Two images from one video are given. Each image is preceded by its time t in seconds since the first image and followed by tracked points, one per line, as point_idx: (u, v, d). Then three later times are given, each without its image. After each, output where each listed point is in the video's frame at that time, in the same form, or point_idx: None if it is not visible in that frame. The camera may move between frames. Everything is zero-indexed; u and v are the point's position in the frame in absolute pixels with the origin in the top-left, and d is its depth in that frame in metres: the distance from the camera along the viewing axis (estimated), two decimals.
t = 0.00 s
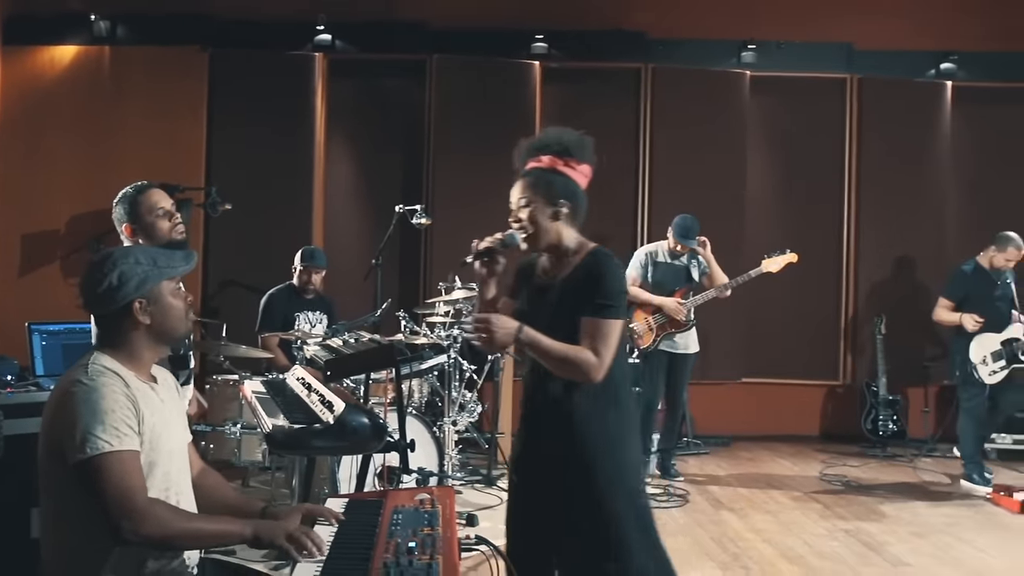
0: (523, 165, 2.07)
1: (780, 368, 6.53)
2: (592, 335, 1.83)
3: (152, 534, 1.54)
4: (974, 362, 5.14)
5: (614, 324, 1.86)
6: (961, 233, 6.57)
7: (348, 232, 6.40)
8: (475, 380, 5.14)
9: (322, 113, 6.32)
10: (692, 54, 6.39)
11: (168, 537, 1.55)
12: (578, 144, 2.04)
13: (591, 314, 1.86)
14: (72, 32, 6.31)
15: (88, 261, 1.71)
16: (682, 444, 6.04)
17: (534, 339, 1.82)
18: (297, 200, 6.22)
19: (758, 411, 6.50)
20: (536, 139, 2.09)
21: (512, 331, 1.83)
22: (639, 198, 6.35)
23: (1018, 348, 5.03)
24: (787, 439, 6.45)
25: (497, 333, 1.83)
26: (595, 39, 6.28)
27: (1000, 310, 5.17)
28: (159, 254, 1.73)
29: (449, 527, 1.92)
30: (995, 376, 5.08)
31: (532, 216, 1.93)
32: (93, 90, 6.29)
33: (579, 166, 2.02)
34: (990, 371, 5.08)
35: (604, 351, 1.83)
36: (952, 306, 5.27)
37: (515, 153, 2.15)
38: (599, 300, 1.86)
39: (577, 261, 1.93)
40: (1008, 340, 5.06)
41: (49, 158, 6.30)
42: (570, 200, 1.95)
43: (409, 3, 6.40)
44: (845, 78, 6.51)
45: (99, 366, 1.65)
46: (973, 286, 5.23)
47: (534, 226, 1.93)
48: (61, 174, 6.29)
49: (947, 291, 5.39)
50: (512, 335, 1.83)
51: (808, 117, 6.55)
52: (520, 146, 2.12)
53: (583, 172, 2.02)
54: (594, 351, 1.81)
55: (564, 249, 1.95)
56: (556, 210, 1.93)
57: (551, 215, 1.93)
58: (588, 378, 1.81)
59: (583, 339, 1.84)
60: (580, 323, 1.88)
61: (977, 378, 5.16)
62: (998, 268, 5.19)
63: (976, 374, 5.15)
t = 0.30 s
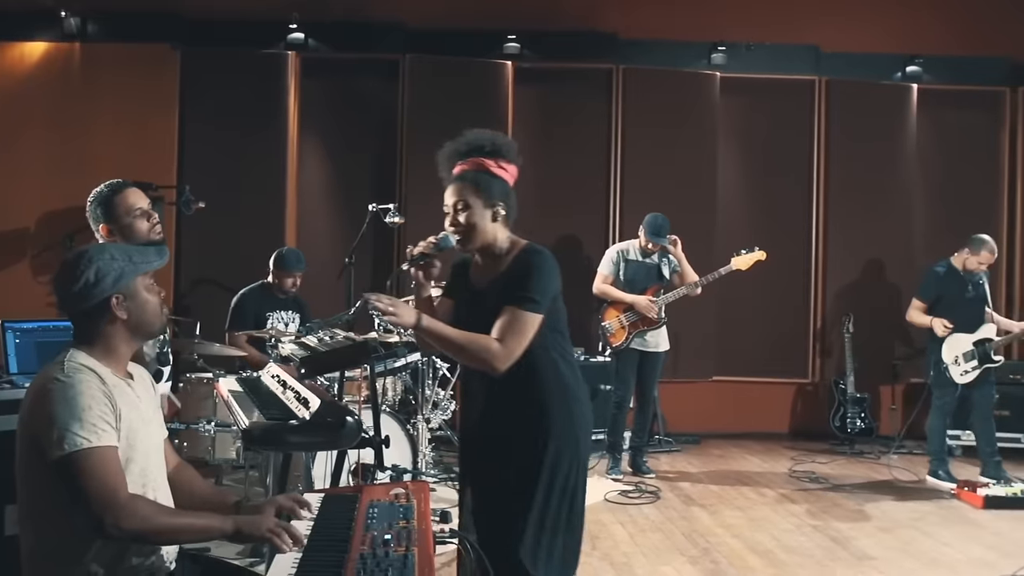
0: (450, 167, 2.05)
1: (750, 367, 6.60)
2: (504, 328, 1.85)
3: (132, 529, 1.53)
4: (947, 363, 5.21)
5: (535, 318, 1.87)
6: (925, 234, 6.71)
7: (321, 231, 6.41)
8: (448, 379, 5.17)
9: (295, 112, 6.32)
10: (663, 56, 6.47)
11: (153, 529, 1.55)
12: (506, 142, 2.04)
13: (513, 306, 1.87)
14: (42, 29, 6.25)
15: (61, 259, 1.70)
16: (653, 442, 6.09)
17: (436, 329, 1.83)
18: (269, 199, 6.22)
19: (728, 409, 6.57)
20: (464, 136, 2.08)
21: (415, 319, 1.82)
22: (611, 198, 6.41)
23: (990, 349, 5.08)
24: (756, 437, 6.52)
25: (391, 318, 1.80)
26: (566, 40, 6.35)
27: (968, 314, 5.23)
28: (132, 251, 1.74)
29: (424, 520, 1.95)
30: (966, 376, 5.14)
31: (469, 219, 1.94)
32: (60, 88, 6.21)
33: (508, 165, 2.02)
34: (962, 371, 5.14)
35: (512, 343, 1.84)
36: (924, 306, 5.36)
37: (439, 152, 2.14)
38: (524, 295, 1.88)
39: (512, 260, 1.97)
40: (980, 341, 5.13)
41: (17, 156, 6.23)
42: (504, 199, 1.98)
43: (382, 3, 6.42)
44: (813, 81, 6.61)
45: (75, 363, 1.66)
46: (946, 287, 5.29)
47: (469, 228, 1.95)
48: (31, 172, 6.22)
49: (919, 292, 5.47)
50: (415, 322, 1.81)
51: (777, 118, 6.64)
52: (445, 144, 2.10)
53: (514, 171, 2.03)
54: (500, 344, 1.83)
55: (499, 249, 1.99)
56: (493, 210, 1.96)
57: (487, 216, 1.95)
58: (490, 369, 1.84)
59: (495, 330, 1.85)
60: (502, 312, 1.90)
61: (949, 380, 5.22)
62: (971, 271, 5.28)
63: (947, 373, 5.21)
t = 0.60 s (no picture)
0: (414, 174, 2.09)
1: (726, 366, 6.67)
2: (464, 341, 1.92)
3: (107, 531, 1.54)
4: (930, 361, 5.26)
5: (497, 332, 1.93)
6: (897, 233, 6.82)
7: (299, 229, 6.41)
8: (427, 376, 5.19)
9: (272, 110, 6.31)
10: (639, 57, 6.53)
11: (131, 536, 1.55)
12: (469, 148, 2.08)
13: (474, 321, 1.93)
14: (16, 24, 6.19)
15: (73, 244, 1.72)
16: (630, 439, 6.15)
17: (394, 339, 1.88)
18: (247, 197, 6.22)
19: (703, 407, 6.65)
20: (429, 143, 2.12)
21: (372, 328, 1.87)
22: (588, 198, 6.46)
23: (975, 349, 5.11)
24: (731, 434, 6.60)
25: (348, 328, 1.87)
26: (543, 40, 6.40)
27: (952, 314, 5.33)
28: (132, 259, 1.72)
29: (408, 514, 1.98)
30: (949, 375, 5.18)
31: (429, 228, 2.00)
32: (34, 81, 6.10)
33: (473, 172, 2.05)
34: (945, 369, 5.18)
35: (470, 358, 1.91)
36: (911, 304, 5.51)
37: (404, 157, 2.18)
38: (485, 309, 1.93)
39: (477, 267, 2.04)
40: (964, 341, 5.15)
41: None
42: (466, 208, 2.02)
43: (361, 2, 6.44)
44: (787, 83, 6.70)
45: (56, 361, 1.65)
46: (935, 285, 5.40)
47: (432, 238, 2.01)
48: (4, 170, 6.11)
49: (909, 288, 5.59)
50: (372, 333, 1.87)
51: (752, 118, 6.71)
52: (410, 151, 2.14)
53: (478, 178, 2.07)
54: (457, 357, 1.91)
55: (462, 256, 2.05)
56: (453, 220, 2.00)
57: (447, 225, 2.00)
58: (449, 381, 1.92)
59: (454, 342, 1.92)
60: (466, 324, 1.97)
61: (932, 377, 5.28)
62: (961, 271, 5.32)
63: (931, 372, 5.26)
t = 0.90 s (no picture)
0: (403, 187, 2.11)
1: (709, 364, 6.73)
2: (461, 353, 1.95)
3: (104, 532, 1.56)
4: (928, 355, 5.35)
5: (488, 344, 1.96)
6: (877, 233, 6.90)
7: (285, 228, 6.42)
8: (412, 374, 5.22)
9: (256, 109, 6.32)
10: (623, 57, 6.58)
11: (128, 538, 1.57)
12: (456, 162, 2.11)
13: (467, 334, 1.95)
14: None
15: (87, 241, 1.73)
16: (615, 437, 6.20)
17: (397, 353, 1.91)
18: (232, 195, 6.22)
19: (686, 405, 6.71)
20: (417, 156, 2.14)
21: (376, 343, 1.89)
22: (573, 197, 6.51)
23: (974, 348, 5.23)
24: (714, 431, 6.67)
25: (352, 344, 1.87)
26: (528, 41, 6.44)
27: (954, 313, 5.40)
28: (131, 263, 1.70)
29: (403, 510, 2.01)
30: (947, 370, 5.28)
31: (420, 242, 2.00)
32: (15, 78, 6.09)
33: (460, 187, 2.09)
34: (943, 364, 5.28)
35: (466, 368, 1.95)
36: (915, 300, 5.55)
37: (391, 171, 2.19)
38: (477, 322, 1.95)
39: (467, 279, 2.05)
40: (964, 340, 5.26)
41: None
42: (456, 221, 2.04)
43: (345, 1, 6.45)
44: (769, 84, 6.77)
45: (49, 361, 1.66)
46: (939, 282, 5.45)
47: (421, 252, 2.01)
48: None
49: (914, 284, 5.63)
50: (376, 347, 1.89)
51: (734, 119, 6.77)
52: (397, 164, 2.16)
53: (465, 192, 2.10)
54: (455, 369, 1.94)
55: (451, 268, 2.06)
56: (444, 234, 2.02)
57: (438, 239, 2.01)
58: (447, 393, 1.95)
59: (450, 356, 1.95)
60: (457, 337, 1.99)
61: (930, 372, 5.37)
62: (966, 273, 5.38)
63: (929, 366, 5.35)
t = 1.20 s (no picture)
0: (404, 195, 2.14)
1: (697, 361, 6.79)
2: (460, 353, 1.98)
3: (113, 531, 1.55)
4: (927, 350, 5.43)
5: (488, 345, 1.99)
6: (865, 233, 6.97)
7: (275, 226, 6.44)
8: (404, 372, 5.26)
9: (247, 108, 6.32)
10: (614, 58, 6.63)
11: (145, 536, 1.58)
12: (457, 169, 2.14)
13: (467, 335, 1.98)
14: None
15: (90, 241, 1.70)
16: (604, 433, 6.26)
17: (399, 347, 1.94)
18: (222, 194, 6.24)
19: (674, 402, 6.77)
20: (414, 166, 2.16)
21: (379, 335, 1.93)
22: (564, 197, 6.55)
23: (971, 346, 5.32)
24: (701, 428, 6.73)
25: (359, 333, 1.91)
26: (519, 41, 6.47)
27: (953, 309, 5.48)
28: (141, 264, 1.69)
29: (407, 507, 2.05)
30: (945, 366, 5.35)
31: (424, 249, 2.03)
32: (4, 77, 6.10)
33: (461, 194, 2.12)
34: (942, 360, 5.35)
35: (467, 367, 1.97)
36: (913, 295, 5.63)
37: (391, 179, 2.22)
38: (477, 324, 1.99)
39: (467, 284, 2.09)
40: (962, 337, 5.35)
41: None
42: (457, 228, 2.07)
43: (337, 1, 6.47)
44: (759, 85, 6.82)
45: (54, 362, 1.65)
46: (939, 279, 5.51)
47: (423, 258, 2.04)
48: None
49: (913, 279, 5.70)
50: (379, 339, 1.93)
51: (723, 119, 6.82)
52: (397, 172, 2.18)
53: (465, 199, 2.13)
54: (455, 368, 1.96)
55: (452, 273, 2.09)
56: (447, 240, 2.05)
57: (441, 245, 2.04)
58: (444, 392, 1.97)
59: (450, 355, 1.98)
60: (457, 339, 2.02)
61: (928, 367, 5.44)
62: (966, 272, 5.44)
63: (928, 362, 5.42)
